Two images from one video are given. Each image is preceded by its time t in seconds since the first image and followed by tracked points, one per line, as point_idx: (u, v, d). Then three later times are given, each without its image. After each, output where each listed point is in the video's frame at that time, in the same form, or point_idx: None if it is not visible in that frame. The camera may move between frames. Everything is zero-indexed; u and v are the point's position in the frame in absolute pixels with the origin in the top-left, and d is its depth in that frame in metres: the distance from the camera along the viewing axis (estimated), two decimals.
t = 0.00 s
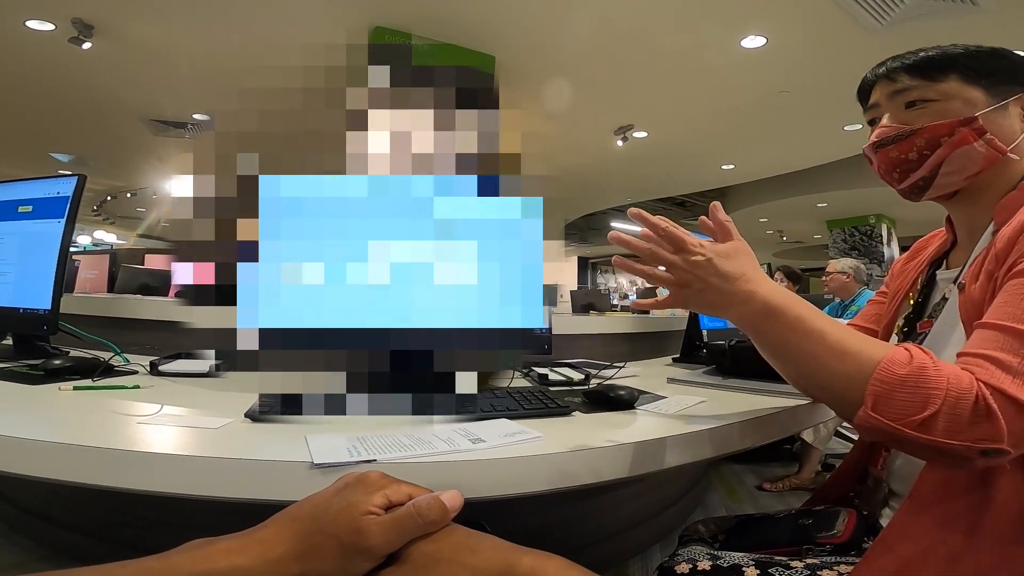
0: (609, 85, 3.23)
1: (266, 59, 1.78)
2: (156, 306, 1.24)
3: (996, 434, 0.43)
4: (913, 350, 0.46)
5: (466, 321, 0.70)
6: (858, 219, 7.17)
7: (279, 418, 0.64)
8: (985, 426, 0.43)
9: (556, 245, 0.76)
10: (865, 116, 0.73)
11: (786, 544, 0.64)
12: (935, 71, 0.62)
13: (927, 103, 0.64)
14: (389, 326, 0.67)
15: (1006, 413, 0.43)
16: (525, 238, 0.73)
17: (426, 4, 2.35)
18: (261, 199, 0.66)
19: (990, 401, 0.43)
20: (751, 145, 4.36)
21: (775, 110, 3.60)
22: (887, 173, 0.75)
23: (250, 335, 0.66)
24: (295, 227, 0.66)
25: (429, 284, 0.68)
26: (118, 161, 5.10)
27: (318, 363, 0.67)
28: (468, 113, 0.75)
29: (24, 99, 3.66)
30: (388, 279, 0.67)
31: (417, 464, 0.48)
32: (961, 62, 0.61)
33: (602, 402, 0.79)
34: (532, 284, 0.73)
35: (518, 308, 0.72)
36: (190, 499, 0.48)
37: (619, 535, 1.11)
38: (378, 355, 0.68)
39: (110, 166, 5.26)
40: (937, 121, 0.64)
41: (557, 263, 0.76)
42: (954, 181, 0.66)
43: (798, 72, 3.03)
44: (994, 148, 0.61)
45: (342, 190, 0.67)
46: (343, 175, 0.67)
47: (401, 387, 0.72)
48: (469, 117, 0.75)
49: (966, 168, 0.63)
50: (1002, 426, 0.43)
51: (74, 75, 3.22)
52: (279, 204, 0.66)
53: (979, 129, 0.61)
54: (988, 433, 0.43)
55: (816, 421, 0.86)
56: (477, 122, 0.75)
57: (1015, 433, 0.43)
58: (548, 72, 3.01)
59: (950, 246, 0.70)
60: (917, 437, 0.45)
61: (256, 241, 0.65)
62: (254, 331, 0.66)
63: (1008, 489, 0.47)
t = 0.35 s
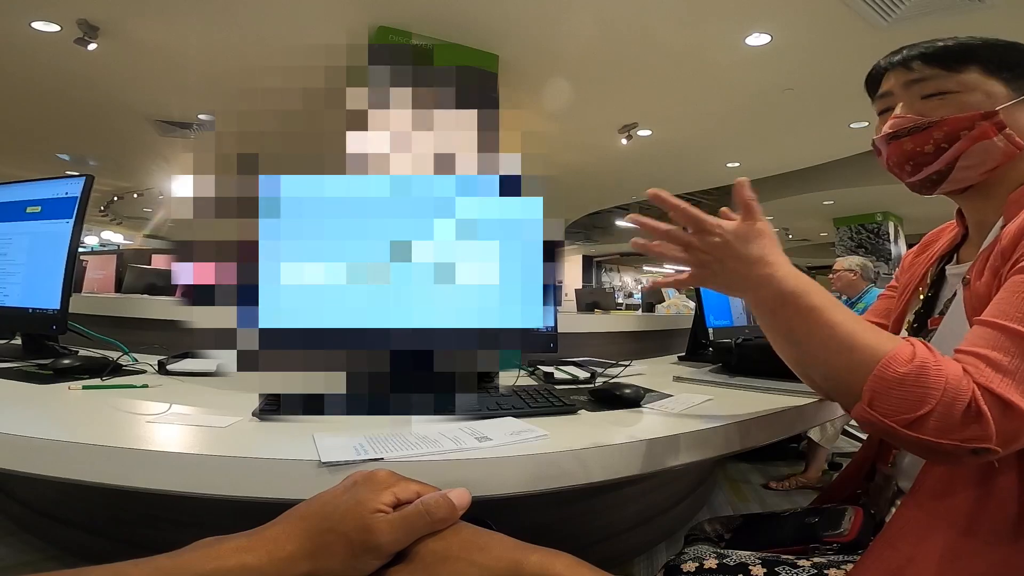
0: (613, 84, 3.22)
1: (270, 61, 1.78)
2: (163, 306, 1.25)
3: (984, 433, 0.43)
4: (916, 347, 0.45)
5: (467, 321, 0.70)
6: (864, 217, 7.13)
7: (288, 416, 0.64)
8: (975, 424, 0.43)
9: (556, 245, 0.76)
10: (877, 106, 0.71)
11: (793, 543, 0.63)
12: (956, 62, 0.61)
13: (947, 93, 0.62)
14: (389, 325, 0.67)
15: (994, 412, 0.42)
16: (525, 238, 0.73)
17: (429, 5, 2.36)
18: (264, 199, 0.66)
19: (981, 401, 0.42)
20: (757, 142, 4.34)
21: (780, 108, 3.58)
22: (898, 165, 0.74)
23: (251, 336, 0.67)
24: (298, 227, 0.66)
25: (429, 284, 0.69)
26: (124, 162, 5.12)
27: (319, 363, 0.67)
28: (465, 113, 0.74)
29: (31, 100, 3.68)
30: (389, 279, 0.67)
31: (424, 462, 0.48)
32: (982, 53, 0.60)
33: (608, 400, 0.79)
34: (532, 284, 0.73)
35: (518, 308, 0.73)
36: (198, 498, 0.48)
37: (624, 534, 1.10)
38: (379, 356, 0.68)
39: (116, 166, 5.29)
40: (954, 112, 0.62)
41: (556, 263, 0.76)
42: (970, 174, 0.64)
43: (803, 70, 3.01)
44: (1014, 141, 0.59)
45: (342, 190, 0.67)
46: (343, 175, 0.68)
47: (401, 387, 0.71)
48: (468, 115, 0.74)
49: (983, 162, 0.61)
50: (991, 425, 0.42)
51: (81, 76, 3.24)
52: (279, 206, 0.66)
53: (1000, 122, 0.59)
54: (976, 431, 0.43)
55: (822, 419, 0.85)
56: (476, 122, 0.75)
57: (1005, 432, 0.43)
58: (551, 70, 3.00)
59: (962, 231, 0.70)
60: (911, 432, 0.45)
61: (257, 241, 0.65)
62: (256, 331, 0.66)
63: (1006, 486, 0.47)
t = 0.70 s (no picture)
0: (614, 84, 3.22)
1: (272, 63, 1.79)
2: (165, 307, 1.25)
3: None
4: (971, 360, 0.43)
5: (467, 321, 0.70)
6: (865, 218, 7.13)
7: (291, 416, 0.64)
8: None
9: (557, 245, 0.75)
10: (895, 99, 0.63)
11: (796, 544, 0.63)
12: (1000, 59, 0.56)
13: (993, 86, 0.56)
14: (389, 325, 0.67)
15: None
16: (525, 238, 0.73)
17: (430, 6, 2.36)
18: (263, 199, 0.66)
19: None
20: (758, 143, 4.34)
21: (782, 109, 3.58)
22: (910, 166, 0.63)
23: (251, 336, 0.66)
24: (300, 227, 0.66)
25: (429, 284, 0.69)
26: (127, 163, 5.14)
27: (318, 362, 0.67)
28: (468, 113, 0.75)
29: (34, 101, 3.70)
30: (388, 280, 0.68)
31: (426, 463, 0.48)
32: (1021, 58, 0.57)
33: (610, 401, 0.78)
34: (532, 284, 0.73)
35: (518, 307, 0.72)
36: (201, 499, 0.48)
37: (626, 535, 1.10)
38: (379, 355, 0.68)
39: (119, 167, 5.31)
40: (1000, 106, 0.55)
41: (558, 263, 0.76)
42: (1005, 175, 0.55)
43: (804, 70, 3.01)
44: None
45: (342, 190, 0.67)
46: (342, 174, 0.68)
47: (402, 387, 0.71)
48: (469, 116, 0.75)
49: None
50: None
51: (83, 77, 3.25)
52: (278, 206, 0.66)
53: None
54: None
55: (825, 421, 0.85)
56: (476, 122, 0.75)
57: None
58: (552, 70, 3.00)
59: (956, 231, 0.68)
60: (959, 450, 0.42)
61: (257, 241, 0.65)
62: (255, 331, 0.66)
63: None
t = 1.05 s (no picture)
0: (614, 84, 3.22)
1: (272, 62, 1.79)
2: (164, 307, 1.25)
3: (992, 455, 0.40)
4: (943, 378, 0.45)
5: (466, 322, 0.70)
6: (865, 218, 7.13)
7: (291, 416, 0.64)
8: (980, 447, 0.41)
9: (557, 245, 0.75)
10: (888, 107, 0.63)
11: (796, 543, 0.63)
12: (992, 64, 0.56)
13: (985, 94, 0.56)
14: (388, 326, 0.67)
15: (1002, 436, 0.40)
16: (525, 237, 0.73)
17: (429, 6, 2.36)
18: (262, 198, 0.66)
19: (993, 425, 0.40)
20: (757, 143, 4.35)
21: (781, 109, 3.58)
22: (906, 174, 0.63)
23: (251, 336, 0.66)
24: (299, 227, 0.66)
25: (429, 284, 0.69)
26: (126, 163, 5.13)
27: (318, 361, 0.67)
28: (468, 113, 0.75)
29: (34, 102, 3.69)
30: (388, 280, 0.68)
31: (425, 463, 0.48)
32: (1015, 62, 0.56)
33: (610, 402, 0.78)
34: (532, 284, 0.73)
35: (518, 308, 0.72)
36: (200, 499, 0.48)
37: (626, 535, 1.10)
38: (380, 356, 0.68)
39: (118, 167, 5.30)
40: (993, 114, 0.55)
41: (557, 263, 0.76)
42: (1000, 184, 0.55)
43: (804, 71, 3.01)
44: None
45: (342, 190, 0.67)
46: (342, 174, 0.68)
47: (402, 387, 0.71)
48: (469, 116, 0.75)
49: None
50: (999, 449, 0.40)
51: (82, 77, 3.25)
52: (278, 205, 0.66)
53: None
54: (985, 454, 0.41)
55: (824, 421, 0.85)
56: (476, 122, 0.75)
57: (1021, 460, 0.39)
58: (552, 71, 3.00)
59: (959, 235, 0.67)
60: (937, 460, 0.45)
61: (258, 240, 0.65)
62: (255, 331, 0.66)
63: None
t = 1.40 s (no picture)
0: (612, 85, 3.23)
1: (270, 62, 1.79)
2: (159, 308, 1.25)
3: (986, 457, 0.41)
4: (936, 381, 0.45)
5: (466, 321, 0.70)
6: (862, 219, 7.17)
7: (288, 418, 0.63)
8: (973, 449, 0.41)
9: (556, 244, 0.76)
10: (880, 109, 0.64)
11: (792, 545, 0.63)
12: (983, 66, 0.56)
13: (976, 95, 0.56)
14: (389, 326, 0.67)
15: (995, 438, 0.40)
16: (525, 236, 0.73)
17: (427, 6, 2.36)
18: (261, 198, 0.66)
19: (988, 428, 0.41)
20: (754, 145, 4.37)
21: (777, 111, 3.60)
22: (897, 176, 0.64)
23: (250, 336, 0.66)
24: (297, 227, 0.66)
25: (429, 284, 0.69)
26: (122, 163, 5.12)
27: (319, 361, 0.66)
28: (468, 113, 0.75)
29: (30, 101, 3.68)
30: (388, 280, 0.67)
31: (424, 464, 0.49)
32: (1005, 64, 0.57)
33: (607, 403, 0.78)
34: (531, 283, 0.73)
35: (518, 307, 0.72)
36: (195, 500, 0.48)
37: (623, 536, 1.10)
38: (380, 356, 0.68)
39: (114, 167, 5.29)
40: (983, 116, 0.55)
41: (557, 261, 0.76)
42: (990, 185, 0.56)
43: (800, 73, 3.03)
44: None
45: (341, 191, 0.67)
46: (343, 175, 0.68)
47: (403, 386, 0.71)
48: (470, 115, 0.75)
49: (1013, 170, 0.54)
50: (994, 451, 0.40)
51: (78, 77, 3.24)
52: (276, 207, 0.66)
53: None
54: (979, 455, 0.41)
55: (820, 422, 0.85)
56: (476, 122, 0.75)
57: (1016, 461, 0.40)
58: (550, 72, 3.01)
59: (950, 238, 0.68)
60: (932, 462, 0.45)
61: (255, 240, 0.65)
62: (254, 330, 0.65)
63: None
